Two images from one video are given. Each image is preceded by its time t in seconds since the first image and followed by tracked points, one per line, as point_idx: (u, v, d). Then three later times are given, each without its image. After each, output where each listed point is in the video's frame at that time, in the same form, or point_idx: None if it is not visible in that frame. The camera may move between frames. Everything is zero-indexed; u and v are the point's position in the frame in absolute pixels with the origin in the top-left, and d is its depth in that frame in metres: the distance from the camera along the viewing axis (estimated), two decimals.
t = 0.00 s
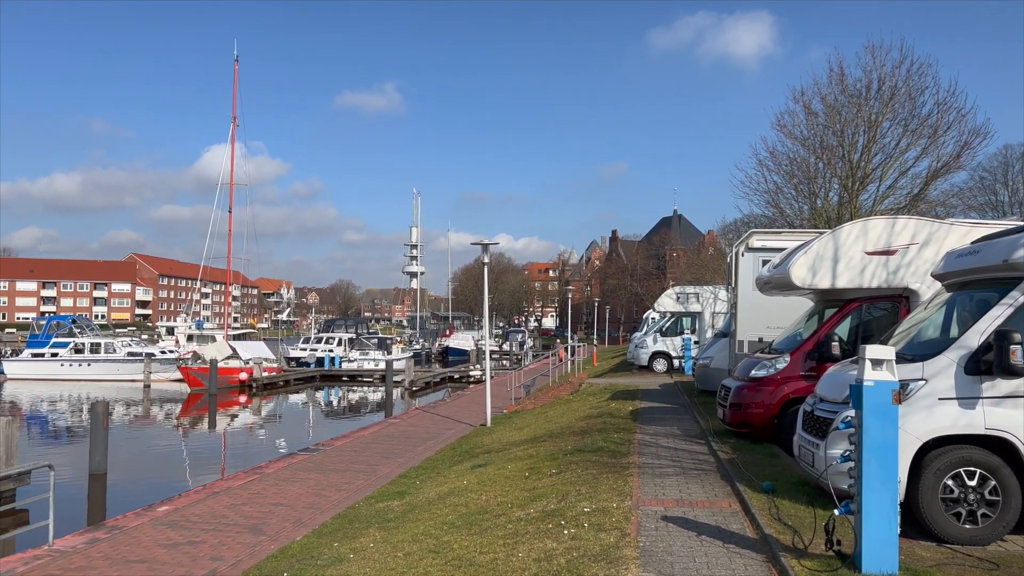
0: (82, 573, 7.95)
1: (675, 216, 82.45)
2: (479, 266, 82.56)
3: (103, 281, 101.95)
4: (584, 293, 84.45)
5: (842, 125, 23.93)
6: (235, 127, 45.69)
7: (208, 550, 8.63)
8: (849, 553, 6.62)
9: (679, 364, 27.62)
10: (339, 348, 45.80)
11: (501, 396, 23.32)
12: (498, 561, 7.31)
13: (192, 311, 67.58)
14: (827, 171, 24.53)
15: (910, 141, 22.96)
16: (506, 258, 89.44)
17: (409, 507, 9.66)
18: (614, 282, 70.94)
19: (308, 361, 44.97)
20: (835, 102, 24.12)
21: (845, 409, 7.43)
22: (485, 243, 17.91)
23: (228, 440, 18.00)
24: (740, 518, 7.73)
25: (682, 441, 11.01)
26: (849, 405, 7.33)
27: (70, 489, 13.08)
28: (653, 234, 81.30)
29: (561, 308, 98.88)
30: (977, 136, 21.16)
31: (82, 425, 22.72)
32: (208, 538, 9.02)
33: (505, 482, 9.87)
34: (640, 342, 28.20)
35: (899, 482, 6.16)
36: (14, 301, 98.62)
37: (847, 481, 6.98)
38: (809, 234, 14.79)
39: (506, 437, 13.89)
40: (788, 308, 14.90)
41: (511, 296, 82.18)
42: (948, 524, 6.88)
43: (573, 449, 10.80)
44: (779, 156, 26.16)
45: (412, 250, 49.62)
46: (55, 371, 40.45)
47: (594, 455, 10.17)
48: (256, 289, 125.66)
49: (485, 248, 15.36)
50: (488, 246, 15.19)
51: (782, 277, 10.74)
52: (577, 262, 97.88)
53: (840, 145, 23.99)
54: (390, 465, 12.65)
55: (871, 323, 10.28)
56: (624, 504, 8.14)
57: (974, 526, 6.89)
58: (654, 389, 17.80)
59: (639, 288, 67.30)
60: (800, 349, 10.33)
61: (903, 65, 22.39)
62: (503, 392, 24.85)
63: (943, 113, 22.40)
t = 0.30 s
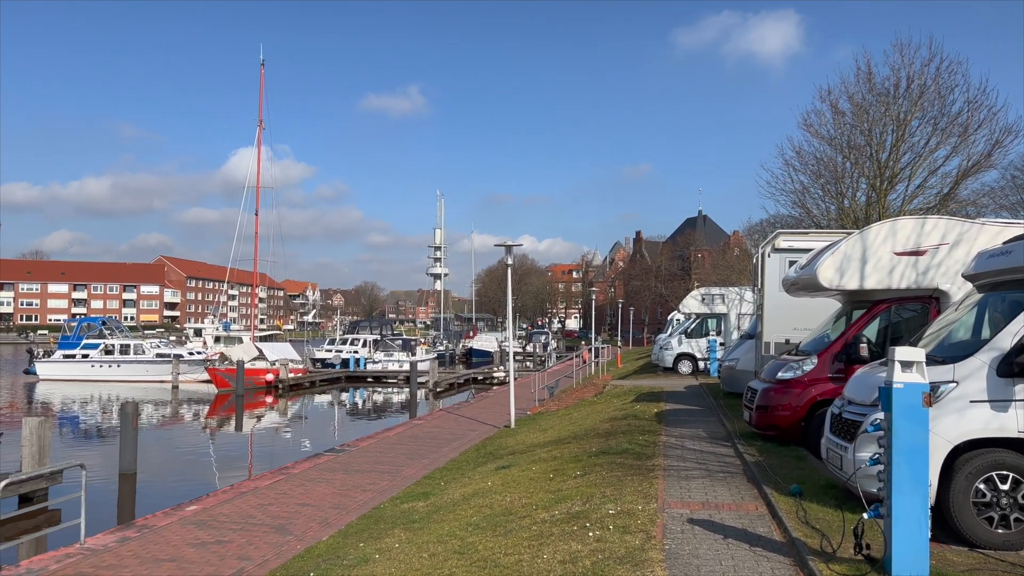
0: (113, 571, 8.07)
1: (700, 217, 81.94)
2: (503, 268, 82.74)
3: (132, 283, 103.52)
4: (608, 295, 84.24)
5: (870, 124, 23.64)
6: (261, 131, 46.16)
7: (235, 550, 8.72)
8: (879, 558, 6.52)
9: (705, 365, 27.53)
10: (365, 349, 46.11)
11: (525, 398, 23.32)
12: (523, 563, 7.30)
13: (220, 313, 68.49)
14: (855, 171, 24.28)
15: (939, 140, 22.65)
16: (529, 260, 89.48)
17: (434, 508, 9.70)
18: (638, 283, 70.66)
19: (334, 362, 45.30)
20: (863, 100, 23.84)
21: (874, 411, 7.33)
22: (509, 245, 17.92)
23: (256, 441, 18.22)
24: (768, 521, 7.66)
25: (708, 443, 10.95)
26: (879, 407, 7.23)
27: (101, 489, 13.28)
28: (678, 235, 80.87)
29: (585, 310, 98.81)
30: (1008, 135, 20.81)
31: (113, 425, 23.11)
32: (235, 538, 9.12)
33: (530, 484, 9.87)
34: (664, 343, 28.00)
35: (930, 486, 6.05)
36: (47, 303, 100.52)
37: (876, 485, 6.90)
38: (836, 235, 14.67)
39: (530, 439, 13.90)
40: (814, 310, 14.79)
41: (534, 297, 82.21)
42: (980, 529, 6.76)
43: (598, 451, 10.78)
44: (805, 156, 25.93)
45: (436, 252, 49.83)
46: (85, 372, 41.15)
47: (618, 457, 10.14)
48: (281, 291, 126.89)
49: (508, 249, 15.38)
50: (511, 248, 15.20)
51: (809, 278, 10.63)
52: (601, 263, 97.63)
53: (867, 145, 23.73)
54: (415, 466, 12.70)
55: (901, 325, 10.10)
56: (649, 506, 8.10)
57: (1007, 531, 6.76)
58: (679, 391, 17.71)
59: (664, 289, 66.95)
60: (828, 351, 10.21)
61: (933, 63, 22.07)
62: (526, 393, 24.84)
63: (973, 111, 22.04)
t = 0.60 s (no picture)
0: (143, 569, 8.19)
1: (724, 217, 81.29)
2: (526, 269, 82.78)
3: (160, 285, 105.04)
4: (632, 296, 83.92)
5: (897, 123, 23.36)
6: (286, 133, 46.57)
7: (262, 549, 8.81)
8: (909, 562, 6.43)
9: (730, 368, 27.16)
10: (389, 351, 46.29)
11: (548, 399, 23.32)
12: (547, 565, 7.29)
13: (246, 315, 69.37)
14: (883, 170, 24.01)
15: (969, 138, 22.32)
16: (552, 261, 89.47)
17: (458, 508, 9.74)
18: (662, 284, 70.34)
19: (358, 363, 45.53)
20: (890, 99, 23.57)
21: (903, 414, 7.24)
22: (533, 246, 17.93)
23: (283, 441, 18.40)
24: (795, 524, 7.59)
25: (733, 446, 10.87)
26: (908, 409, 7.13)
27: (131, 488, 13.49)
28: (702, 236, 80.32)
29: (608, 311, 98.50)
30: None
31: (142, 425, 23.44)
32: (262, 537, 9.21)
33: (554, 485, 9.87)
34: (689, 345, 27.67)
35: (961, 489, 5.95)
36: (77, 305, 102.30)
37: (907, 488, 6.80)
38: (864, 235, 14.55)
39: (553, 440, 13.90)
40: (842, 313, 14.66)
41: (557, 298, 82.15)
42: (1013, 533, 6.65)
43: (622, 453, 10.75)
44: (832, 155, 25.70)
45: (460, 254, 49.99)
46: (114, 373, 41.81)
47: (643, 459, 10.10)
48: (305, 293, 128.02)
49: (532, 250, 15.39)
50: (535, 249, 15.21)
51: (837, 279, 10.50)
52: (625, 264, 97.29)
53: (895, 143, 23.46)
54: (439, 467, 12.75)
55: (930, 325, 10.03)
56: (675, 509, 8.07)
57: None
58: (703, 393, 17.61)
59: (688, 290, 66.55)
60: (855, 353, 10.11)
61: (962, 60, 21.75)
62: (550, 394, 24.84)
63: (1004, 108, 21.68)
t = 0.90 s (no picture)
0: (172, 568, 8.29)
1: (749, 217, 80.62)
2: (549, 270, 82.84)
3: (188, 287, 106.54)
4: (656, 297, 83.56)
5: (926, 121, 23.05)
6: (310, 136, 46.99)
7: (289, 548, 8.88)
8: (940, 566, 6.33)
9: (756, 369, 26.95)
10: (413, 352, 46.42)
11: (572, 400, 23.33)
12: (572, 566, 7.26)
13: (273, 315, 70.16)
14: (911, 169, 23.70)
15: (1000, 136, 21.94)
16: (575, 262, 89.40)
17: (482, 509, 9.75)
18: (686, 284, 69.98)
19: (382, 364, 45.77)
20: (918, 97, 23.28)
21: (934, 415, 7.14)
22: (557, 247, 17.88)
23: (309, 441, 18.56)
24: (823, 527, 7.51)
25: (760, 448, 10.78)
26: (939, 411, 7.04)
27: (159, 487, 13.67)
28: (726, 236, 79.72)
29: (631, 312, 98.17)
30: None
31: (171, 425, 23.77)
32: (289, 537, 9.28)
33: (578, 487, 9.85)
34: (714, 346, 27.63)
35: (994, 492, 5.84)
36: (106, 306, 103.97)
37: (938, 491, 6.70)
38: (893, 235, 14.38)
39: (577, 441, 13.89)
40: (871, 313, 14.46)
41: (581, 299, 82.04)
42: None
43: (647, 455, 10.70)
44: (859, 154, 25.44)
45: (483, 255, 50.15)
46: (142, 373, 42.44)
47: (668, 461, 10.05)
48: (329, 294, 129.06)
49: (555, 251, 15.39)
50: (558, 250, 15.22)
51: (865, 279, 10.40)
52: (648, 265, 96.88)
53: (924, 142, 23.15)
54: (463, 467, 12.78)
55: (960, 326, 9.88)
56: (700, 511, 8.01)
57: None
58: (729, 395, 17.48)
59: (712, 291, 66.11)
60: (884, 353, 10.00)
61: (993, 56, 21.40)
62: (574, 395, 24.84)
63: None
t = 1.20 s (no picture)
0: (200, 566, 8.38)
1: (774, 217, 79.91)
2: (572, 270, 82.77)
3: (214, 288, 107.87)
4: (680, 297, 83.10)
5: (955, 118, 22.73)
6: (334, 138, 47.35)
7: (314, 548, 8.95)
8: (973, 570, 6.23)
9: (782, 369, 26.72)
10: (436, 352, 46.58)
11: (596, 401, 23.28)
12: (597, 567, 7.24)
13: (298, 316, 70.75)
14: (940, 167, 23.39)
15: None
16: (598, 262, 89.22)
17: (507, 509, 9.77)
18: (710, 284, 69.53)
19: (405, 364, 45.96)
20: (948, 94, 22.97)
21: (965, 417, 7.04)
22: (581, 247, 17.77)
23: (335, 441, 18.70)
24: (852, 530, 7.43)
25: (786, 449, 10.69)
26: (971, 412, 6.94)
27: (187, 486, 13.83)
28: (751, 236, 79.07)
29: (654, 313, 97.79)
30: None
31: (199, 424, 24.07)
32: (314, 536, 9.35)
33: (602, 488, 9.84)
34: (739, 346, 27.52)
35: None
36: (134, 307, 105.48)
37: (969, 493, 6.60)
38: (922, 234, 14.25)
39: (600, 442, 13.88)
40: (899, 313, 14.29)
41: (604, 300, 81.80)
42: None
43: (671, 456, 10.66)
44: (886, 152, 25.17)
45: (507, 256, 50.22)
46: (169, 373, 43.00)
47: (693, 463, 10.00)
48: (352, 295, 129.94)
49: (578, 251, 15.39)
50: (582, 250, 15.22)
51: (893, 279, 10.24)
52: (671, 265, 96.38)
53: (953, 139, 22.83)
54: (487, 468, 12.80)
55: (992, 327, 9.77)
56: (726, 512, 7.97)
57: None
58: (754, 396, 17.37)
59: (737, 291, 65.62)
60: (913, 354, 9.88)
61: None
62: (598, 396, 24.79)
63: None
